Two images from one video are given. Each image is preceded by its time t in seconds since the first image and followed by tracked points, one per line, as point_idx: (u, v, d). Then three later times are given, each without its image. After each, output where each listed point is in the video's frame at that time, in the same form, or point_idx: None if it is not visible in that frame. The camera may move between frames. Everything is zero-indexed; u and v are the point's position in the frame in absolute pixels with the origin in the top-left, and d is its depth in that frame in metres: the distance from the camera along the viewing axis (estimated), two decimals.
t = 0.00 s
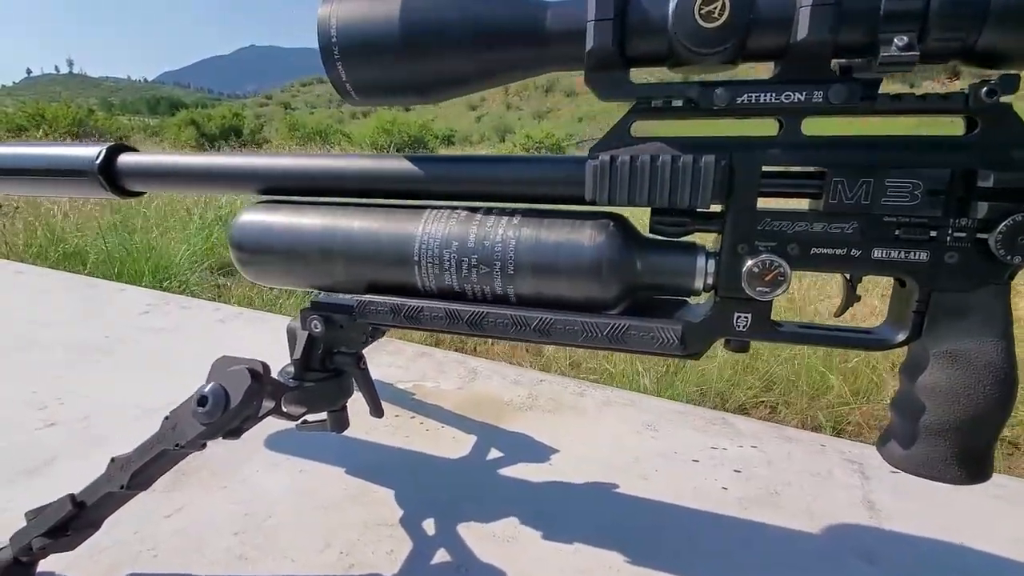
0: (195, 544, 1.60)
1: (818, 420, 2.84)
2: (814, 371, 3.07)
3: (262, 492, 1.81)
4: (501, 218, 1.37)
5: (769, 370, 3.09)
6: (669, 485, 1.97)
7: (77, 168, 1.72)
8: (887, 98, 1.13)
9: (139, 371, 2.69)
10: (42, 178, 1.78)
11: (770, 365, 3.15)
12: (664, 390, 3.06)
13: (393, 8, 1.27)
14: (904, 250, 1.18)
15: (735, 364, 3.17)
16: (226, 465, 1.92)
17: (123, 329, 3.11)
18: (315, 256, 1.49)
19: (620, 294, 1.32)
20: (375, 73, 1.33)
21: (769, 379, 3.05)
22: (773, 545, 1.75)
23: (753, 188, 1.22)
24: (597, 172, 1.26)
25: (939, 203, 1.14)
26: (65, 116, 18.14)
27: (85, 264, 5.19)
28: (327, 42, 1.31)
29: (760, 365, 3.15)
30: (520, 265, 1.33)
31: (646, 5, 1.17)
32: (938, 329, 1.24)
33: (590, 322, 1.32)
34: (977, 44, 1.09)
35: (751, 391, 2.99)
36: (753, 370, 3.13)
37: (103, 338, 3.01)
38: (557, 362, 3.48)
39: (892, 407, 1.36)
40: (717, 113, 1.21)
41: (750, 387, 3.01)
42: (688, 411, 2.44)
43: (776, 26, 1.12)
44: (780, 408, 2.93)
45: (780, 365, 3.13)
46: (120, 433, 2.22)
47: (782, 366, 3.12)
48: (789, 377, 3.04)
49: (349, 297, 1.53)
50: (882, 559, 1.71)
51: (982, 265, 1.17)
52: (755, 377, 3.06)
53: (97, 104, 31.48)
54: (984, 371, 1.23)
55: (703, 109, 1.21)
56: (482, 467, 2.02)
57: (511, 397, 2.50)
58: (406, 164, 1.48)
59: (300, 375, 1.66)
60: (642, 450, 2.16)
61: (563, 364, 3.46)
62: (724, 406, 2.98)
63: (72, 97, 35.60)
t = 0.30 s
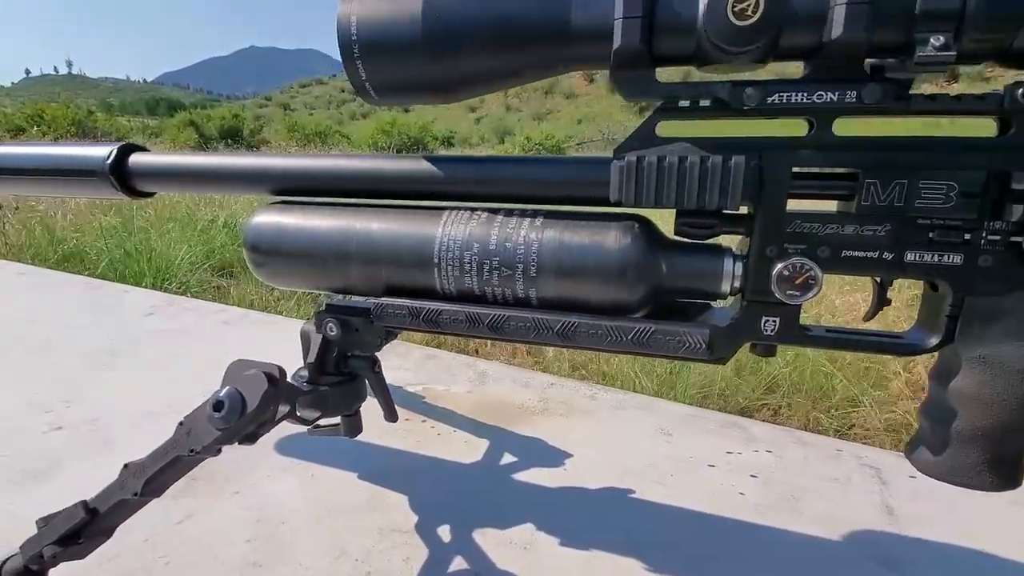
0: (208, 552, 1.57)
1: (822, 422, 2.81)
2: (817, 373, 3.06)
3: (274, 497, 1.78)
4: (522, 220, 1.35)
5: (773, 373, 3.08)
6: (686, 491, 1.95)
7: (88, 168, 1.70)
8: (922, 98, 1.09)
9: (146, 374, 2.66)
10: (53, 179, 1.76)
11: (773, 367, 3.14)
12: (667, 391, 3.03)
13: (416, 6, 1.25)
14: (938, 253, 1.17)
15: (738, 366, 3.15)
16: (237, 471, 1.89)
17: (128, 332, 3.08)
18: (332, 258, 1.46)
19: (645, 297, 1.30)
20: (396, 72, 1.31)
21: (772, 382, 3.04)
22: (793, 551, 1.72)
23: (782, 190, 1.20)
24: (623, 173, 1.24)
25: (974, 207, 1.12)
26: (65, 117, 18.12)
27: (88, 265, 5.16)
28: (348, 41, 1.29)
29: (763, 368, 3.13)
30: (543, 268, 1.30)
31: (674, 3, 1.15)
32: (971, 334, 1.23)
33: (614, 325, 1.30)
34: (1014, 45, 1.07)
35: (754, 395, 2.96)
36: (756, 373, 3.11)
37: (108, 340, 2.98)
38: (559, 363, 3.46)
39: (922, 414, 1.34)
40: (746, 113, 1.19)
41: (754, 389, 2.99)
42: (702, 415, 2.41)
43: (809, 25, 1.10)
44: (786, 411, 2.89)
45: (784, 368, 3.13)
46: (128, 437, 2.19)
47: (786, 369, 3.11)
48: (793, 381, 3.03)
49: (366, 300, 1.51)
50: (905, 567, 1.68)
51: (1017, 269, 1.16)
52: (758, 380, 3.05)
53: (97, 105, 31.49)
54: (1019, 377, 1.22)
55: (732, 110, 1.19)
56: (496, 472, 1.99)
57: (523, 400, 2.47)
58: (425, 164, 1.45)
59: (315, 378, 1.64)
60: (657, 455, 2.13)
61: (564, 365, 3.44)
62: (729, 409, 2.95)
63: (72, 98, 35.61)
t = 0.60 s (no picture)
0: (222, 558, 1.55)
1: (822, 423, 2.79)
2: (817, 374, 3.03)
3: (287, 503, 1.76)
4: (544, 223, 1.33)
5: (772, 375, 3.05)
6: (702, 496, 1.93)
7: (100, 169, 1.68)
8: (954, 101, 1.10)
9: (154, 376, 2.63)
10: (64, 180, 1.74)
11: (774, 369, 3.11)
12: (667, 391, 3.02)
13: (437, 5, 1.23)
14: (969, 257, 1.15)
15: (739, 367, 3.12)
16: (248, 475, 1.87)
17: (135, 334, 3.06)
18: (350, 261, 1.44)
19: (669, 301, 1.28)
20: (417, 72, 1.29)
21: (773, 384, 3.01)
22: (813, 558, 1.70)
23: (811, 192, 1.18)
24: (648, 176, 1.21)
25: (1007, 211, 1.10)
26: (67, 117, 18.11)
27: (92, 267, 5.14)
28: (367, 41, 1.27)
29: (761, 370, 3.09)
30: (565, 271, 1.28)
31: (703, 1, 1.13)
32: (1002, 340, 1.20)
33: (638, 330, 1.28)
34: None
35: (753, 396, 2.94)
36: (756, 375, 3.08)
37: (115, 342, 2.96)
38: (560, 365, 3.44)
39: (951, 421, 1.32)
40: (774, 114, 1.17)
41: (753, 391, 2.97)
42: (715, 419, 2.39)
43: (840, 25, 1.08)
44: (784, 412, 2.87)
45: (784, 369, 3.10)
46: (137, 440, 2.16)
47: (788, 371, 3.08)
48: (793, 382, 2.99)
49: (384, 304, 1.49)
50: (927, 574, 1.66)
51: None
52: (758, 381, 3.01)
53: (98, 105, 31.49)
54: None
55: (760, 111, 1.17)
56: (510, 477, 1.97)
57: (534, 404, 2.45)
58: (444, 165, 1.43)
59: (330, 382, 1.62)
60: (672, 460, 2.11)
61: (563, 366, 3.42)
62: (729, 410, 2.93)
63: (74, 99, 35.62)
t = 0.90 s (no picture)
0: (238, 566, 1.52)
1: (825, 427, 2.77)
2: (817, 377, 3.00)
3: (302, 509, 1.74)
4: (569, 226, 1.30)
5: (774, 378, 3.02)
6: (721, 502, 1.91)
7: (114, 171, 1.66)
8: (990, 105, 1.08)
9: (163, 379, 2.61)
10: (77, 182, 1.71)
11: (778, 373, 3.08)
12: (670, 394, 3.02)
13: (463, 5, 1.21)
14: (1005, 263, 1.13)
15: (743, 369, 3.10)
16: (262, 481, 1.85)
17: (142, 336, 3.03)
18: (370, 265, 1.42)
19: (698, 307, 1.25)
20: (441, 73, 1.26)
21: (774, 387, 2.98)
22: (836, 566, 1.68)
23: (845, 196, 1.15)
24: (678, 179, 1.19)
25: None
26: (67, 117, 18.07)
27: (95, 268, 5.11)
28: (390, 42, 1.25)
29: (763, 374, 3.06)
30: (592, 276, 1.26)
31: (736, 2, 1.11)
32: None
33: (665, 336, 1.26)
34: None
35: (754, 400, 2.92)
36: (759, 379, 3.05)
37: (122, 345, 2.93)
38: (563, 367, 3.42)
39: (981, 427, 1.30)
40: (808, 117, 1.15)
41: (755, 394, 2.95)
42: (730, 423, 2.37)
43: (877, 26, 1.06)
44: (787, 415, 2.85)
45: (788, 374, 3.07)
46: (147, 445, 2.14)
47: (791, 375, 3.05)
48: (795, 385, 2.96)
49: (405, 308, 1.47)
50: None
51: None
52: (760, 384, 2.99)
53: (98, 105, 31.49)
54: None
55: (794, 114, 1.15)
56: (525, 482, 1.95)
57: (547, 408, 2.43)
58: (467, 168, 1.41)
59: (347, 387, 1.59)
60: (688, 465, 2.09)
61: (566, 368, 3.40)
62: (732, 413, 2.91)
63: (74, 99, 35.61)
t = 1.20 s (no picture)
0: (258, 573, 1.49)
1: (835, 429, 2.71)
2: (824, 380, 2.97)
3: (321, 514, 1.70)
4: (602, 227, 1.27)
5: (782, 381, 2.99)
6: (744, 508, 1.88)
7: (132, 169, 1.62)
8: None
9: (173, 381, 2.57)
10: (92, 180, 1.68)
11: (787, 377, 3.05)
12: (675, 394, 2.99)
13: None
14: None
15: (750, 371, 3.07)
16: (279, 486, 1.82)
17: (150, 337, 3.00)
18: (395, 265, 1.38)
19: (736, 310, 1.22)
20: (472, 68, 1.23)
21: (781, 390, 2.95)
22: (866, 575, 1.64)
23: (890, 197, 1.12)
24: (717, 179, 1.16)
25: None
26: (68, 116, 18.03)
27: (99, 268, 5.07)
28: (420, 37, 1.22)
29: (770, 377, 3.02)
30: (626, 278, 1.23)
31: None
32: None
33: (702, 340, 1.23)
34: None
35: (760, 401, 2.88)
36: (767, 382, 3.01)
37: (130, 346, 2.89)
38: (567, 367, 3.38)
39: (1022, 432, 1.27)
40: (852, 116, 1.12)
41: (760, 395, 2.91)
42: (749, 427, 2.34)
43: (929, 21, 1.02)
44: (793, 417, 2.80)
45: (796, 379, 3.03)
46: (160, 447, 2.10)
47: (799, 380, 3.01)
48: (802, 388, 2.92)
49: (430, 310, 1.44)
50: None
51: None
52: (767, 386, 2.96)
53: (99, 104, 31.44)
54: None
55: (838, 112, 1.12)
56: (545, 486, 1.91)
57: (563, 411, 2.39)
58: (495, 167, 1.38)
59: (368, 390, 1.56)
60: (710, 470, 2.06)
61: (572, 368, 3.37)
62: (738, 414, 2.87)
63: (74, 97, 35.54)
